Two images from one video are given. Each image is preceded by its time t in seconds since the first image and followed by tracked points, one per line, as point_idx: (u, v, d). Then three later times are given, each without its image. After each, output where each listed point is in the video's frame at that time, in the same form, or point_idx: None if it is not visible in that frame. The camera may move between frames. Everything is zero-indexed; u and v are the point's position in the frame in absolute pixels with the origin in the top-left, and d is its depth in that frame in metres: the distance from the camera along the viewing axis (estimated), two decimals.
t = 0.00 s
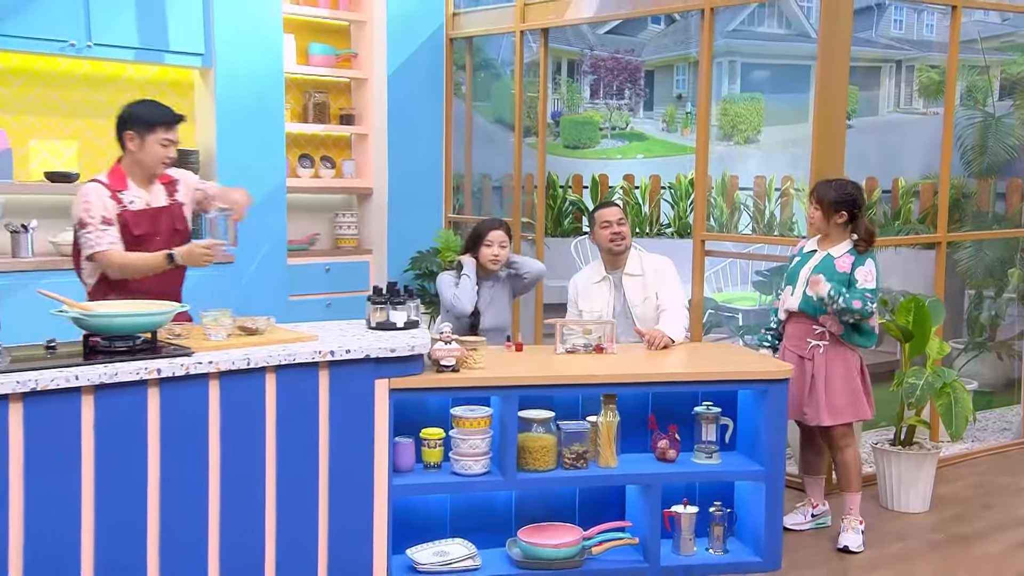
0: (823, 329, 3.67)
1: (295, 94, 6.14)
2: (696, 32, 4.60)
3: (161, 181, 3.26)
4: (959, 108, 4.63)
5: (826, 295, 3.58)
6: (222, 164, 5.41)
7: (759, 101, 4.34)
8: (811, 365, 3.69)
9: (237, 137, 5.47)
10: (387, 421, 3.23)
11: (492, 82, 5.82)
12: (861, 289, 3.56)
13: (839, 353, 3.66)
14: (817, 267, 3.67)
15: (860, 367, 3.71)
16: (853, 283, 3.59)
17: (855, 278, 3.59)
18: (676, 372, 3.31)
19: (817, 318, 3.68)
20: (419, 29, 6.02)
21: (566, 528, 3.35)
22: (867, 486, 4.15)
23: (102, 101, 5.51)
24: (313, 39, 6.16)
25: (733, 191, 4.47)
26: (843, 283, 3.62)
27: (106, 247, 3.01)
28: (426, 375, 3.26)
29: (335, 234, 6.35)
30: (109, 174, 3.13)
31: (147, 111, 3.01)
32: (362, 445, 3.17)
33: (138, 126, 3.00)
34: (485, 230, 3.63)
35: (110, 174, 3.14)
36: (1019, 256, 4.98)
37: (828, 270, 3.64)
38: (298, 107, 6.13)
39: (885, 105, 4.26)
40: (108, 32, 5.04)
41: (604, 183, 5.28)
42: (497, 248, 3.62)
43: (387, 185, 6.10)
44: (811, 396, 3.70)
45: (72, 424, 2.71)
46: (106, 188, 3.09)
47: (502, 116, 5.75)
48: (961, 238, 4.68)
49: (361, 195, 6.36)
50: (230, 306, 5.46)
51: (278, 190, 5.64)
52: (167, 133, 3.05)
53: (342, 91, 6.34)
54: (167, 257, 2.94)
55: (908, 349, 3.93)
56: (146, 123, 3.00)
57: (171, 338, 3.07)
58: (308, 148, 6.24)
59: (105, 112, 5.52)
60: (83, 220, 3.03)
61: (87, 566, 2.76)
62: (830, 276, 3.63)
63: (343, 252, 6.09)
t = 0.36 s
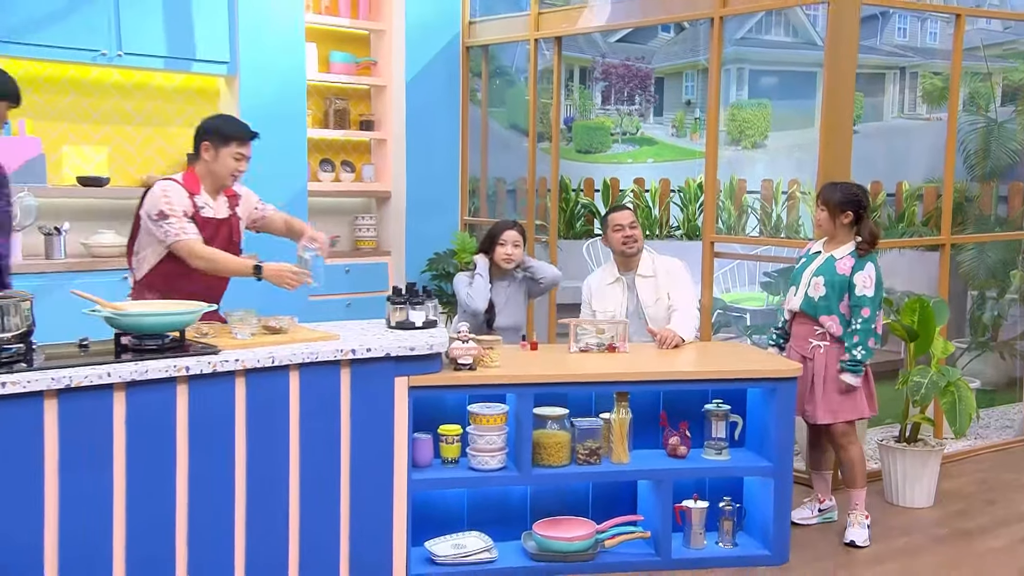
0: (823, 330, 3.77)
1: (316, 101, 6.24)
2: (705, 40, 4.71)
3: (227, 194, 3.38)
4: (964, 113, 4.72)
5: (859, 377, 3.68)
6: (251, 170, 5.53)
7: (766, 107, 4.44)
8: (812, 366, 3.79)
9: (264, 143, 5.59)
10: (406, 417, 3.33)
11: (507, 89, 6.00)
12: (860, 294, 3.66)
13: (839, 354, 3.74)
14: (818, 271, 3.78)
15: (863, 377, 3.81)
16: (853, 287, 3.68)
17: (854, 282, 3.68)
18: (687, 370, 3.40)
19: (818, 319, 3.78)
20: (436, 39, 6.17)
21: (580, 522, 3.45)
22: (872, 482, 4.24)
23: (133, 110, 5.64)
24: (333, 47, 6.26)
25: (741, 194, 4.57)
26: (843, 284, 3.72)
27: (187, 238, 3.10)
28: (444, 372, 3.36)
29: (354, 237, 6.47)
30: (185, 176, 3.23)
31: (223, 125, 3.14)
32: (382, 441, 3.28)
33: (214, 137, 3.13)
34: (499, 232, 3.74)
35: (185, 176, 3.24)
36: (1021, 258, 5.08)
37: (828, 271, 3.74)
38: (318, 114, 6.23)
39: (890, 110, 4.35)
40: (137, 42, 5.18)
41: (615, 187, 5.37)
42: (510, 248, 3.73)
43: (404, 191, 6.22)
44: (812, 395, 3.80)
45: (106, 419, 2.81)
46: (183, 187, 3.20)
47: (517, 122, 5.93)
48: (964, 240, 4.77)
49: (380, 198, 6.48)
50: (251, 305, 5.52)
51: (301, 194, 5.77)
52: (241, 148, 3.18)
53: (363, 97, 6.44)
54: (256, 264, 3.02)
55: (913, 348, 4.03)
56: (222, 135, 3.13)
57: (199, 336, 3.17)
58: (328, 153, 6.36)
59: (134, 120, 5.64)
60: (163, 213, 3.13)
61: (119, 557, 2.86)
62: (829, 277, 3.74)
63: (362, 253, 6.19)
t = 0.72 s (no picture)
0: (835, 328, 3.86)
1: (337, 107, 6.37)
2: (713, 47, 4.81)
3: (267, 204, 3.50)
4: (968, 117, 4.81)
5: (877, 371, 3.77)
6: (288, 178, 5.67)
7: (773, 113, 4.54)
8: (822, 364, 3.88)
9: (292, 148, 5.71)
10: (425, 413, 3.43)
11: (520, 95, 6.14)
12: (872, 293, 3.75)
13: (849, 352, 3.84)
14: (827, 271, 3.86)
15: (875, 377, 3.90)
16: (863, 287, 3.78)
17: (864, 282, 3.77)
18: (698, 368, 3.49)
19: (829, 318, 3.87)
20: (453, 46, 6.28)
21: (594, 516, 3.56)
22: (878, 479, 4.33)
23: (162, 115, 5.76)
24: (354, 56, 6.38)
25: (749, 197, 4.67)
26: (854, 285, 3.81)
27: (242, 237, 3.25)
28: (461, 370, 3.46)
29: (374, 239, 6.58)
30: (234, 181, 3.36)
31: (264, 135, 3.31)
32: (402, 437, 3.37)
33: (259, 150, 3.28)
34: (510, 231, 3.82)
35: (232, 182, 3.37)
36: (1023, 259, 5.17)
37: (837, 271, 3.83)
38: (339, 120, 6.36)
39: (894, 116, 4.44)
40: (165, 51, 5.33)
41: (626, 190, 5.47)
42: (524, 244, 3.82)
43: (422, 189, 6.35)
44: (823, 393, 3.89)
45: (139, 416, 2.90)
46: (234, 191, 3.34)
47: (531, 127, 6.07)
48: (968, 242, 4.86)
49: (398, 201, 6.61)
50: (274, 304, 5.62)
51: (321, 197, 5.88)
52: (284, 154, 3.34)
53: (381, 103, 6.56)
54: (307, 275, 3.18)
55: (919, 347, 4.11)
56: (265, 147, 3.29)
57: (225, 335, 3.28)
58: (349, 157, 6.48)
59: (163, 125, 5.76)
60: (218, 213, 3.26)
61: (151, 547, 2.96)
62: (840, 278, 3.82)
63: (379, 254, 6.30)
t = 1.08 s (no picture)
0: (840, 328, 3.96)
1: (355, 113, 6.49)
2: (721, 54, 4.91)
3: (288, 206, 3.60)
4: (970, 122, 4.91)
5: (867, 370, 3.87)
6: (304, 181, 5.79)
7: (779, 118, 4.64)
8: (828, 362, 3.98)
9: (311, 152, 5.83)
10: (441, 410, 3.53)
11: (531, 101, 6.26)
12: (873, 294, 3.85)
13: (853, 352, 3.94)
14: (832, 273, 3.96)
15: (876, 371, 3.98)
16: (867, 287, 3.87)
17: (868, 283, 3.87)
18: (707, 367, 3.59)
19: (834, 318, 3.97)
20: (468, 54, 6.40)
21: (605, 511, 3.66)
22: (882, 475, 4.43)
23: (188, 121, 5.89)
24: (371, 63, 6.52)
25: (755, 201, 4.77)
26: (857, 286, 3.90)
27: (261, 237, 3.37)
28: (476, 369, 3.56)
29: (391, 241, 6.70)
30: (255, 185, 3.48)
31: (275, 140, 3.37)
32: (419, 433, 3.48)
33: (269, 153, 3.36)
34: (520, 232, 3.94)
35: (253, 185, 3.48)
36: None
37: (842, 273, 3.93)
38: (356, 125, 6.48)
39: (897, 121, 4.54)
40: (189, 59, 5.45)
41: (635, 193, 5.58)
42: (537, 243, 3.96)
43: (437, 191, 6.46)
44: (828, 391, 3.98)
45: (168, 413, 3.01)
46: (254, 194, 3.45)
47: (543, 132, 6.18)
48: (969, 245, 4.96)
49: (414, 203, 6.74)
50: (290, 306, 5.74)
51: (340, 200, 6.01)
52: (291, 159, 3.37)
53: (397, 108, 6.69)
54: (325, 275, 3.28)
55: (922, 347, 4.21)
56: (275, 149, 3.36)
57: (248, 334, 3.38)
58: (366, 161, 6.62)
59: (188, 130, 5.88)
60: (238, 215, 3.38)
61: (179, 538, 3.06)
62: (845, 279, 3.92)
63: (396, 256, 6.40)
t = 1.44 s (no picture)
0: (842, 328, 4.05)
1: (370, 118, 6.60)
2: (725, 59, 5.01)
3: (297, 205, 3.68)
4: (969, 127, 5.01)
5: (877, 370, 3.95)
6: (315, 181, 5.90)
7: (783, 123, 4.74)
8: (831, 362, 4.07)
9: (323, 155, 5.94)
10: (455, 407, 3.63)
11: (541, 106, 6.37)
12: (875, 295, 3.94)
13: (856, 351, 4.03)
14: (834, 274, 4.06)
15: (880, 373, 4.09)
16: (868, 288, 3.97)
17: (870, 283, 3.96)
18: (713, 365, 3.68)
19: (837, 318, 4.06)
20: (479, 61, 6.52)
21: (613, 506, 3.76)
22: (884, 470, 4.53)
23: (209, 128, 6.02)
24: (386, 70, 6.64)
25: (759, 203, 4.88)
26: (859, 287, 4.00)
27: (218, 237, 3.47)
28: (488, 366, 3.66)
29: (404, 242, 6.81)
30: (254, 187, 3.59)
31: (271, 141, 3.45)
32: (433, 429, 3.58)
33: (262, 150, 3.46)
34: (533, 234, 4.03)
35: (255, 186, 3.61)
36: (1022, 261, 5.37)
37: (844, 274, 4.03)
38: (371, 130, 6.59)
39: (898, 125, 4.64)
40: (210, 66, 5.56)
41: (642, 196, 5.68)
42: (548, 245, 4.04)
43: (450, 193, 6.57)
44: (832, 389, 4.08)
45: (193, 409, 3.10)
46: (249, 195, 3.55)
47: (552, 137, 6.29)
48: (968, 246, 5.05)
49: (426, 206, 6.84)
50: (306, 306, 5.84)
51: (355, 203, 6.12)
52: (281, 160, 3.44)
53: (411, 114, 6.80)
54: (241, 242, 3.31)
55: (923, 346, 4.30)
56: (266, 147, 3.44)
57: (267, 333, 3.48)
58: (381, 165, 6.71)
59: (208, 135, 6.02)
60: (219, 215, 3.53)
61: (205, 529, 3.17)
62: (847, 280, 4.02)
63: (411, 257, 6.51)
